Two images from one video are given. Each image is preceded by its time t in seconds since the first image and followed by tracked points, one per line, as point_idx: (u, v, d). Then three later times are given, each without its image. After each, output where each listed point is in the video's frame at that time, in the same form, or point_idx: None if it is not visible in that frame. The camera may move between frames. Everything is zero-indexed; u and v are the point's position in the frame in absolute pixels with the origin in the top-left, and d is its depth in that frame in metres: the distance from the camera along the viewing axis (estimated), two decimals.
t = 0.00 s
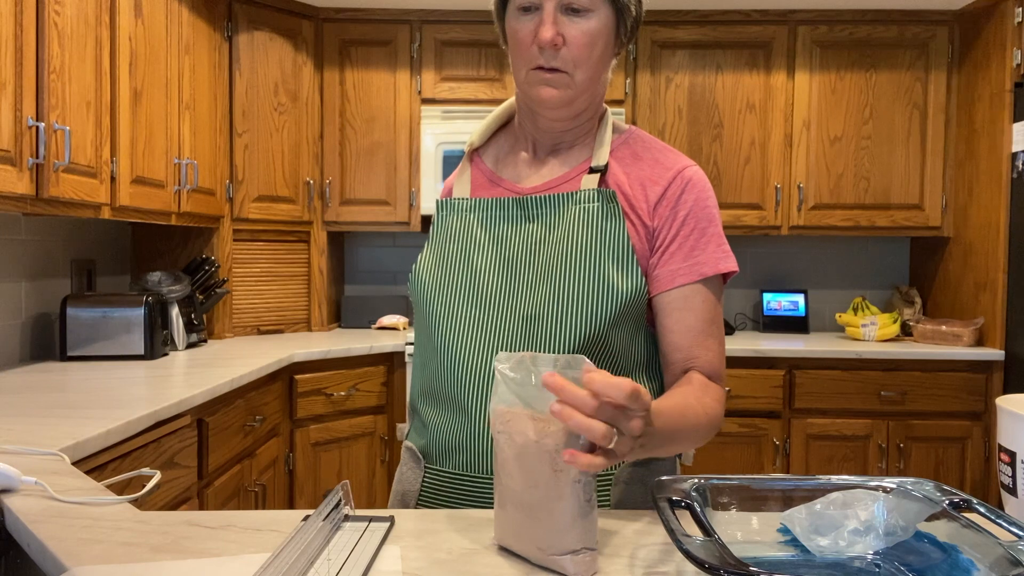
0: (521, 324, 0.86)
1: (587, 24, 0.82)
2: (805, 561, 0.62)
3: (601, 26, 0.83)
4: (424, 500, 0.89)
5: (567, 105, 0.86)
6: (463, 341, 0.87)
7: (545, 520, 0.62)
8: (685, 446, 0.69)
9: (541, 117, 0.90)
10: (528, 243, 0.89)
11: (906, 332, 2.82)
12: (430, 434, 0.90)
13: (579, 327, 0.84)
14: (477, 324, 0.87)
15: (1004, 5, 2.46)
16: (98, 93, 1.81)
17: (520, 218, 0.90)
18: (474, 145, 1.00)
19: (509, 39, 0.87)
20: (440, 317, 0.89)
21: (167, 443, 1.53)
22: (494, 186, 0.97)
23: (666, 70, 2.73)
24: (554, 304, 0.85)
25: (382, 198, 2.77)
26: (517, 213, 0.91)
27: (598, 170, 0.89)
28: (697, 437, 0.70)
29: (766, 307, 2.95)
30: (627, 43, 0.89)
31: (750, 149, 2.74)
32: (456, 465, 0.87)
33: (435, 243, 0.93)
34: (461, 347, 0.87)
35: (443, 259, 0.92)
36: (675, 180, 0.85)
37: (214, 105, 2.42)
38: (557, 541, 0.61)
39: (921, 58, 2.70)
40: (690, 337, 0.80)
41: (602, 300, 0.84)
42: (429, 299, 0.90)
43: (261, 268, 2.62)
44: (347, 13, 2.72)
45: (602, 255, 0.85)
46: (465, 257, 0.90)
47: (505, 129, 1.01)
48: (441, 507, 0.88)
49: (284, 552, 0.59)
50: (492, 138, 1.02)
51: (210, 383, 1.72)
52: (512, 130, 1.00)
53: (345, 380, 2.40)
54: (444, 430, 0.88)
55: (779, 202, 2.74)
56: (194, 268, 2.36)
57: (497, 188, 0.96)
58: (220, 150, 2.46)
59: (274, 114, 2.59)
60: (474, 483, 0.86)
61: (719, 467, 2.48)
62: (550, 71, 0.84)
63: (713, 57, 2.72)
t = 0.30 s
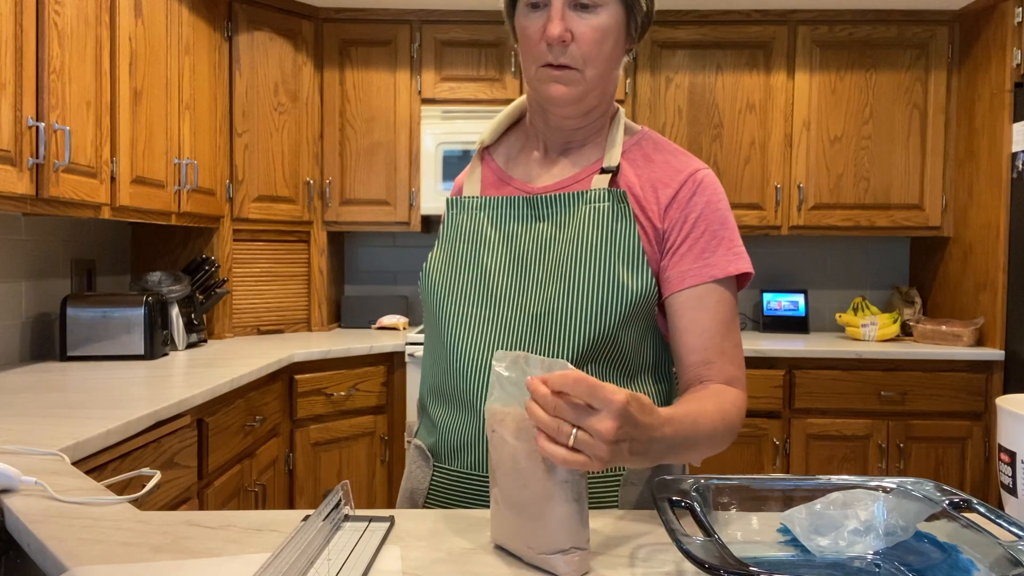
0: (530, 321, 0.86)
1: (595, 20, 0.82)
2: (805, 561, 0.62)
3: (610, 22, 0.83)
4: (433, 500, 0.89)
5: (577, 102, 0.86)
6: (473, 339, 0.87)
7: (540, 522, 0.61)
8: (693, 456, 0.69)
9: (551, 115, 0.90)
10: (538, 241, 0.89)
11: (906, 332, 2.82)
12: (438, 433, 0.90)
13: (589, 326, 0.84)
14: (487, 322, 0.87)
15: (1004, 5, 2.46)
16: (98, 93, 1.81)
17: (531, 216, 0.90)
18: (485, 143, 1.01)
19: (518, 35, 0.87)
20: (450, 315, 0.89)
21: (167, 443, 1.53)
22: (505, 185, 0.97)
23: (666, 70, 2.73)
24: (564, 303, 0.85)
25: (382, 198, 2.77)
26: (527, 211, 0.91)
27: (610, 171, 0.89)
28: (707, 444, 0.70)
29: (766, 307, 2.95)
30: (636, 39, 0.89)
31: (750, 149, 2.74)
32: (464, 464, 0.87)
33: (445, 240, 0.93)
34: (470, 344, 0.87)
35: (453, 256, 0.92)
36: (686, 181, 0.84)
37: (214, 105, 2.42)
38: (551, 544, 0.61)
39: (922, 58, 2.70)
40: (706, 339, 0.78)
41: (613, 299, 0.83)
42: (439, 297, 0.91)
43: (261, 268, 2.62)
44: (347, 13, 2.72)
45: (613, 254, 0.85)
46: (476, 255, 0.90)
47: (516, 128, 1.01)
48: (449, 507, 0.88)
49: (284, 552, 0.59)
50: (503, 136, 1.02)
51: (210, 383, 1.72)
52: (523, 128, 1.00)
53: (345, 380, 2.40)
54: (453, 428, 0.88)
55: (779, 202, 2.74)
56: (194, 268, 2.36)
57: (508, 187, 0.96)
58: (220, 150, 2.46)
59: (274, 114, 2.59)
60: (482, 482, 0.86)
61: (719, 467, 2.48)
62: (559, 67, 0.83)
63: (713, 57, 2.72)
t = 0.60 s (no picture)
0: (540, 321, 0.86)
1: (598, 17, 0.81)
2: (805, 561, 0.62)
3: (614, 18, 0.82)
4: (443, 499, 0.90)
5: (582, 100, 0.86)
6: (483, 339, 0.87)
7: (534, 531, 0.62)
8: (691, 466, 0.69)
9: (558, 113, 0.90)
10: (548, 241, 0.89)
11: (906, 332, 2.82)
12: (449, 432, 0.90)
13: (598, 327, 0.83)
14: (496, 322, 0.87)
15: (1004, 5, 2.46)
16: (98, 93, 1.81)
17: (540, 216, 0.90)
18: (494, 144, 1.01)
19: (522, 34, 0.87)
20: (460, 315, 0.89)
21: (167, 443, 1.53)
22: (513, 185, 0.97)
23: (666, 71, 2.73)
24: (573, 303, 0.85)
25: (382, 198, 2.77)
26: (537, 211, 0.90)
27: (619, 168, 0.88)
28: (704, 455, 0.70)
29: (766, 307, 2.95)
30: (644, 34, 0.87)
31: (750, 149, 2.74)
32: (475, 463, 0.87)
33: (456, 242, 0.94)
34: (480, 344, 0.87)
35: (463, 257, 0.92)
36: (694, 178, 0.84)
37: (214, 105, 2.42)
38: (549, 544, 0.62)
39: (922, 58, 2.70)
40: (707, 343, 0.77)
41: (622, 299, 0.83)
42: (450, 297, 0.91)
43: (261, 268, 2.62)
44: (347, 13, 2.72)
45: (622, 254, 0.85)
46: (486, 255, 0.91)
47: (524, 129, 1.01)
48: (460, 506, 0.88)
49: (284, 552, 0.59)
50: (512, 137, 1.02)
51: (210, 383, 1.72)
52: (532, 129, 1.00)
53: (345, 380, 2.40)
54: (463, 427, 0.88)
55: (779, 202, 2.75)
56: (194, 268, 2.36)
57: (516, 187, 0.97)
58: (220, 150, 2.46)
59: (274, 114, 2.59)
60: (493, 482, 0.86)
61: (719, 468, 2.48)
62: (562, 66, 0.83)
63: (713, 57, 2.72)
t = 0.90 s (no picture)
0: (550, 320, 0.85)
1: (603, 13, 0.80)
2: (805, 562, 0.62)
3: (620, 15, 0.81)
4: (455, 498, 0.90)
5: (589, 98, 0.85)
6: (495, 338, 0.87)
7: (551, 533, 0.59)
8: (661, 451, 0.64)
9: (566, 112, 0.89)
10: (561, 240, 0.88)
11: (906, 332, 2.82)
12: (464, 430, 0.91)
13: (607, 328, 0.82)
14: (509, 321, 0.87)
15: (1004, 5, 2.46)
16: (98, 92, 1.81)
17: (554, 216, 0.89)
18: (504, 146, 1.01)
19: (528, 33, 0.86)
20: (475, 314, 0.90)
21: (167, 443, 1.53)
22: (524, 187, 0.97)
23: (666, 71, 2.73)
24: (582, 304, 0.83)
25: (382, 198, 2.77)
26: (550, 210, 0.89)
27: (631, 168, 0.86)
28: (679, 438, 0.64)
29: (766, 307, 2.95)
30: (652, 30, 0.86)
31: (750, 149, 2.74)
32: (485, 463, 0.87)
33: (474, 240, 0.94)
34: (492, 344, 0.87)
35: (479, 256, 0.92)
36: (702, 172, 0.81)
37: (214, 106, 2.42)
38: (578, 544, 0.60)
39: (922, 58, 2.70)
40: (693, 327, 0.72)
41: (632, 301, 0.81)
42: (467, 296, 0.91)
43: (261, 268, 2.62)
44: (347, 13, 2.72)
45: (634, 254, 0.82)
46: (500, 254, 0.90)
47: (535, 130, 1.01)
48: (472, 507, 0.88)
49: (284, 552, 0.59)
50: (522, 139, 1.02)
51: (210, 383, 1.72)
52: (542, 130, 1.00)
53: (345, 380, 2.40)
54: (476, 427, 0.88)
55: (779, 202, 2.75)
56: (194, 268, 2.36)
57: (527, 189, 0.96)
58: (220, 150, 2.47)
59: (274, 114, 2.59)
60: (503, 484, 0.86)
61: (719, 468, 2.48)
62: (567, 63, 0.82)
63: (713, 57, 2.72)
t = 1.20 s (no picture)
0: (531, 323, 0.84)
1: (582, 6, 0.74)
2: (805, 562, 0.62)
3: (600, 8, 0.75)
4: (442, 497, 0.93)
5: (567, 95, 0.79)
6: (478, 337, 0.88)
7: (528, 575, 0.54)
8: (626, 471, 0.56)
9: (547, 112, 0.84)
10: (547, 240, 0.85)
11: (906, 332, 2.82)
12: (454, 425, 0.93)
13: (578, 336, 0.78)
14: (494, 322, 0.87)
15: (1004, 6, 2.46)
16: (98, 92, 1.81)
17: (541, 215, 0.86)
18: (491, 147, 0.98)
19: (505, 27, 0.81)
20: (465, 311, 0.91)
21: (167, 443, 1.53)
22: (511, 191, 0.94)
23: (666, 71, 2.73)
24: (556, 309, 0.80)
25: (382, 198, 2.77)
26: (537, 209, 0.86)
27: (618, 168, 0.81)
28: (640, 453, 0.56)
29: (766, 307, 2.95)
30: (636, 27, 0.80)
31: (751, 149, 2.74)
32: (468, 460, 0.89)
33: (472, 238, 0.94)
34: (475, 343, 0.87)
35: (475, 253, 0.93)
36: (677, 167, 0.76)
37: (214, 106, 2.42)
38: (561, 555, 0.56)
39: (922, 58, 2.70)
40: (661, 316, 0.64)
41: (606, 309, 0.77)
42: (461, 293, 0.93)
43: (261, 268, 2.62)
44: (347, 13, 2.72)
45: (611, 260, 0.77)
46: (490, 253, 0.90)
47: (522, 131, 0.98)
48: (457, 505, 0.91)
49: (285, 552, 0.59)
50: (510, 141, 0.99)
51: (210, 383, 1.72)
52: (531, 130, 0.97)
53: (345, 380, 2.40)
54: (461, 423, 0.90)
55: (779, 202, 2.75)
56: (194, 268, 2.36)
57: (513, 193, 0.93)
58: (220, 151, 2.47)
59: (274, 114, 2.59)
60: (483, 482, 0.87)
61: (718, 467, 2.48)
62: (542, 58, 0.76)
63: (713, 57, 2.72)
